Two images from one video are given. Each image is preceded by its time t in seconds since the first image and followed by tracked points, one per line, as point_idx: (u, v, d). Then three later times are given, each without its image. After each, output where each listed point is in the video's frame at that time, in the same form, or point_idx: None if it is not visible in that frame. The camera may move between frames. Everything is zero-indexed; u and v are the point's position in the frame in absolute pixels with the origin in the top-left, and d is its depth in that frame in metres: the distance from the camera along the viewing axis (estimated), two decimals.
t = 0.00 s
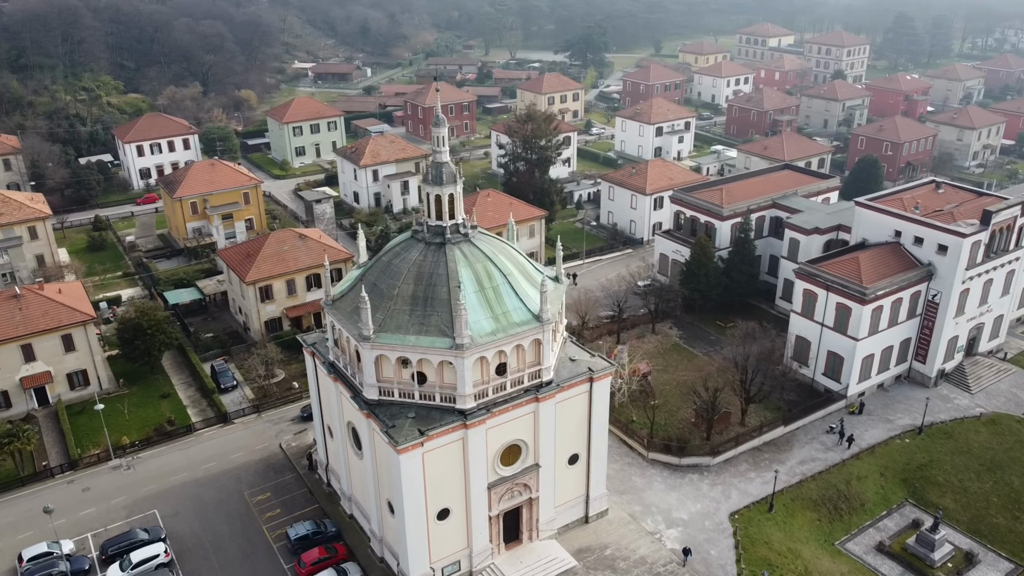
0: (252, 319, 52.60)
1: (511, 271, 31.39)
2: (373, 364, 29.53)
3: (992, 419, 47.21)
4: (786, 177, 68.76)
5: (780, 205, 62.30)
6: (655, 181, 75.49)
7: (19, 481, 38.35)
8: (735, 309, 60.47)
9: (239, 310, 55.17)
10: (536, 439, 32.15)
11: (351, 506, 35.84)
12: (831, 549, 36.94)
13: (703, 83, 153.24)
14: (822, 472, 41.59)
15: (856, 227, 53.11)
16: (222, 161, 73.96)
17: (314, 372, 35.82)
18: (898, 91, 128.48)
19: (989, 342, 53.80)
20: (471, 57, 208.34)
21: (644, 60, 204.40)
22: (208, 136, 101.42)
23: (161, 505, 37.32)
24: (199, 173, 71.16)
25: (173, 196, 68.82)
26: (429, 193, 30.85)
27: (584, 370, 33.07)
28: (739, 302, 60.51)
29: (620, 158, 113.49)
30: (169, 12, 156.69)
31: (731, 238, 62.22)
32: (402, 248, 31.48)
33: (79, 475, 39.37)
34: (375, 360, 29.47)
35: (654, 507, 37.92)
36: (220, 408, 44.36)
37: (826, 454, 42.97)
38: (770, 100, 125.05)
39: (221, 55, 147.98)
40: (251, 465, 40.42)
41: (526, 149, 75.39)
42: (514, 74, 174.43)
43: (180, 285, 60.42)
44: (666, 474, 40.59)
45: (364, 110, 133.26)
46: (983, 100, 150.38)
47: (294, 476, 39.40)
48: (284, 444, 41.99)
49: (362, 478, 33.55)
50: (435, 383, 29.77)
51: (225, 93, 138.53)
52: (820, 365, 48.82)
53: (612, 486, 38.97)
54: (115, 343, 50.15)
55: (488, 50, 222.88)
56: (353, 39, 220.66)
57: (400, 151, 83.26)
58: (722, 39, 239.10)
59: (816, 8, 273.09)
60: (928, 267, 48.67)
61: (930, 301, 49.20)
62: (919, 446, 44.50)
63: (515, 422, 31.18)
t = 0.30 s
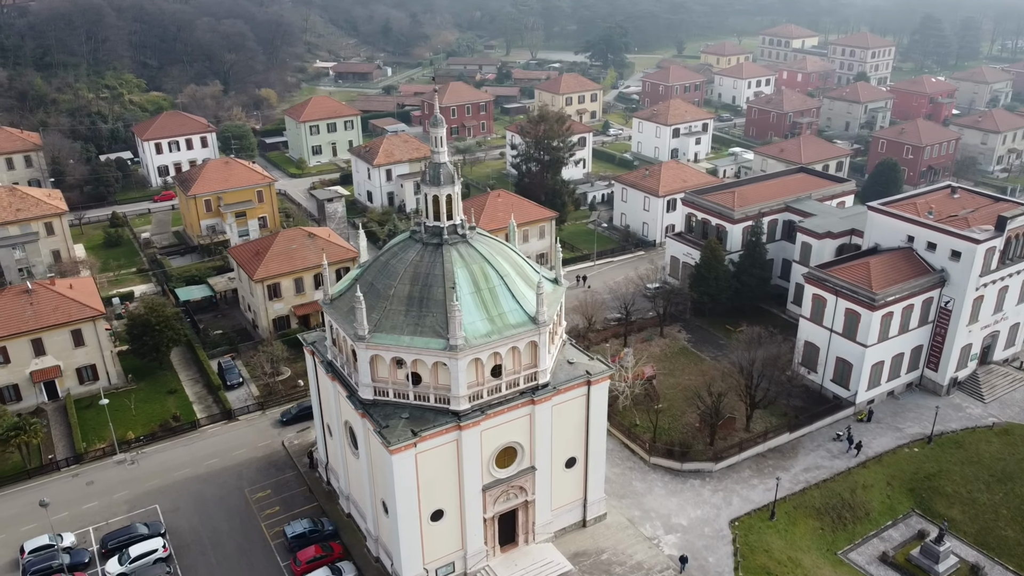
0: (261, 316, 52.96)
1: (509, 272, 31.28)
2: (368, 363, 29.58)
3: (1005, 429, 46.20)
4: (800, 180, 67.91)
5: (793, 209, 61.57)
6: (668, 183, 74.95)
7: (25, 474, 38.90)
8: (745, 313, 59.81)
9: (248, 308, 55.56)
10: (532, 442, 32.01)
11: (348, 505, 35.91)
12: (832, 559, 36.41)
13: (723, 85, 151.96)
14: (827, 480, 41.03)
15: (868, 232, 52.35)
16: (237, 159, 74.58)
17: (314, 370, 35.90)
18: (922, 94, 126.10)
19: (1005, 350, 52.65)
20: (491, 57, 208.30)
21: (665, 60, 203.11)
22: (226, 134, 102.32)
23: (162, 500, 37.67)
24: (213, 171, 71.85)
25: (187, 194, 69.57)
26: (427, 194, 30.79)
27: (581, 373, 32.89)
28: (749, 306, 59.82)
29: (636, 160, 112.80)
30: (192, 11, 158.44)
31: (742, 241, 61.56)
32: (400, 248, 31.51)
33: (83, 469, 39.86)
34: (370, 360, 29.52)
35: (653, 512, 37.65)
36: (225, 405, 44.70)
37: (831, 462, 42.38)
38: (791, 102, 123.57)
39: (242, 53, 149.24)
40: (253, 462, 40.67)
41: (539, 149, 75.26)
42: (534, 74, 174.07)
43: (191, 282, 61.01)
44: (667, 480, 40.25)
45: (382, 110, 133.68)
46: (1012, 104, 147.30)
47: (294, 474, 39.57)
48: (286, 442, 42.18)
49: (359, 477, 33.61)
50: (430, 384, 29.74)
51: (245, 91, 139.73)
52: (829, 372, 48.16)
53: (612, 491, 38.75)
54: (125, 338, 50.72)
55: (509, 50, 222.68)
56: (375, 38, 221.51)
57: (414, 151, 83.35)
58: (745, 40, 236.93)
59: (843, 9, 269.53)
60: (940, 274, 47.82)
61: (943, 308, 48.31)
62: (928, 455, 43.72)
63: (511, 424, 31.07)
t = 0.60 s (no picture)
0: (269, 314, 53.34)
1: (506, 274, 31.21)
2: (364, 363, 29.65)
3: (1018, 439, 45.25)
4: (815, 183, 67.08)
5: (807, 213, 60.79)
6: (682, 185, 74.38)
7: (32, 466, 39.53)
8: (756, 317, 59.13)
9: (258, 305, 56.00)
10: (528, 444, 31.88)
11: (346, 504, 35.99)
12: (834, 568, 35.89)
13: (745, 86, 150.55)
14: (831, 488, 40.48)
15: (881, 236, 51.57)
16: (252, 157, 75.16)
17: (314, 368, 36.01)
18: (947, 96, 123.84)
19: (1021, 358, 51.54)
20: (512, 57, 208.19)
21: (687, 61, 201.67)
22: (244, 132, 103.19)
23: (164, 495, 38.04)
24: (228, 169, 72.49)
25: (202, 191, 70.29)
26: (425, 194, 30.78)
27: (579, 376, 32.71)
28: (760, 310, 59.11)
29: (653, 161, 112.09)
30: (214, 10, 160.01)
31: (754, 244, 60.91)
32: (398, 248, 31.56)
33: (89, 463, 40.39)
34: (365, 360, 29.59)
35: (652, 517, 37.40)
36: (230, 402, 45.04)
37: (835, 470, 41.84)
38: (811, 103, 121.99)
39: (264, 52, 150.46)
40: (255, 459, 40.93)
41: (551, 150, 75.15)
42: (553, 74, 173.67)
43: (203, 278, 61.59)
44: (668, 484, 39.91)
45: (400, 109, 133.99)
46: None
47: (295, 472, 39.76)
48: (289, 439, 42.37)
49: (356, 476, 33.68)
50: (426, 385, 29.75)
51: (265, 90, 140.82)
52: (837, 378, 47.51)
53: (611, 494, 38.53)
54: (135, 334, 51.32)
55: (530, 50, 222.36)
56: (397, 37, 222.17)
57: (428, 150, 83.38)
58: (769, 41, 234.56)
59: (870, 9, 265.82)
60: (953, 280, 46.96)
61: (956, 315, 47.42)
62: (936, 465, 42.95)
63: (506, 425, 30.97)
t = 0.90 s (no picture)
0: (277, 312, 53.68)
1: (503, 275, 31.16)
2: (359, 363, 29.75)
3: None
4: (829, 186, 66.21)
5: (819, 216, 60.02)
6: (695, 186, 73.79)
7: (39, 459, 40.14)
8: (766, 321, 58.49)
9: (267, 303, 56.41)
10: (524, 446, 31.75)
11: (344, 503, 36.10)
12: None
13: (766, 87, 149.10)
14: (835, 496, 39.94)
15: (893, 241, 50.82)
16: (267, 155, 75.73)
17: (314, 367, 36.13)
18: (972, 98, 121.65)
19: None
20: (532, 57, 207.90)
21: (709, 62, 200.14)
22: (261, 131, 104.06)
23: (166, 491, 38.42)
24: (242, 167, 73.11)
25: (216, 189, 70.99)
26: (423, 194, 30.79)
27: (577, 379, 32.53)
28: (771, 315, 58.46)
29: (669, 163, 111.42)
30: (236, 10, 161.54)
31: (765, 247, 60.28)
32: (396, 249, 31.63)
33: (94, 457, 40.90)
34: (360, 359, 29.68)
35: (651, 522, 37.11)
36: (235, 398, 45.38)
37: (840, 478, 41.28)
38: (831, 105, 120.43)
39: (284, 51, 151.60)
40: (258, 456, 41.19)
41: (563, 151, 75.04)
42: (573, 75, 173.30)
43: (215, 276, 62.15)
44: (669, 489, 39.61)
45: (417, 109, 134.34)
46: None
47: (296, 469, 39.95)
48: (292, 437, 42.61)
49: (352, 475, 33.75)
50: (420, 386, 29.75)
51: (285, 89, 141.89)
52: (846, 384, 46.87)
53: (610, 498, 38.32)
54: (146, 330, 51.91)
55: (551, 50, 221.97)
56: (418, 37, 222.89)
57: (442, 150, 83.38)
58: (793, 42, 232.07)
59: (898, 10, 261.72)
60: (966, 286, 46.11)
61: (969, 322, 46.56)
62: (945, 475, 42.20)
63: (501, 428, 30.89)
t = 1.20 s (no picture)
0: (284, 310, 54.02)
1: (499, 277, 31.13)
2: (353, 363, 29.84)
3: None
4: (844, 190, 65.33)
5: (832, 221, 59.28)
6: (708, 188, 73.17)
7: (45, 451, 40.74)
8: (776, 326, 57.86)
9: (275, 300, 56.79)
10: (519, 449, 31.64)
11: (342, 502, 36.23)
12: None
13: (787, 89, 147.69)
14: (838, 505, 39.40)
15: (905, 247, 50.04)
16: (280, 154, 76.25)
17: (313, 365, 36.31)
18: (997, 102, 119.41)
19: None
20: (552, 57, 207.60)
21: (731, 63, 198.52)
22: (278, 129, 104.84)
23: (167, 486, 38.81)
24: (256, 165, 73.65)
25: (230, 186, 71.60)
26: (420, 195, 30.81)
27: (573, 382, 32.34)
28: (781, 320, 57.80)
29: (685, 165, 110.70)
30: (258, 9, 163.00)
31: (776, 252, 59.62)
32: (393, 249, 31.74)
33: (99, 450, 41.42)
34: (355, 359, 29.78)
35: (649, 528, 36.84)
36: (240, 395, 45.74)
37: (843, 487, 40.72)
38: (852, 108, 118.86)
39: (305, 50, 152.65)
40: (259, 453, 41.45)
41: (574, 152, 74.92)
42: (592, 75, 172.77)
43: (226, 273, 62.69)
44: (669, 494, 39.31)
45: (435, 109, 134.63)
46: None
47: (296, 467, 40.14)
48: (294, 434, 42.83)
49: (348, 474, 33.85)
50: (414, 387, 29.76)
51: (305, 87, 142.82)
52: (853, 392, 46.25)
53: (608, 503, 38.13)
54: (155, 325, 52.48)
55: (572, 50, 221.42)
56: (439, 36, 223.41)
57: (456, 150, 83.39)
58: (817, 43, 229.41)
59: (927, 11, 257.46)
60: (978, 294, 45.24)
61: (981, 330, 45.67)
62: (952, 486, 41.44)
63: (496, 430, 30.82)
